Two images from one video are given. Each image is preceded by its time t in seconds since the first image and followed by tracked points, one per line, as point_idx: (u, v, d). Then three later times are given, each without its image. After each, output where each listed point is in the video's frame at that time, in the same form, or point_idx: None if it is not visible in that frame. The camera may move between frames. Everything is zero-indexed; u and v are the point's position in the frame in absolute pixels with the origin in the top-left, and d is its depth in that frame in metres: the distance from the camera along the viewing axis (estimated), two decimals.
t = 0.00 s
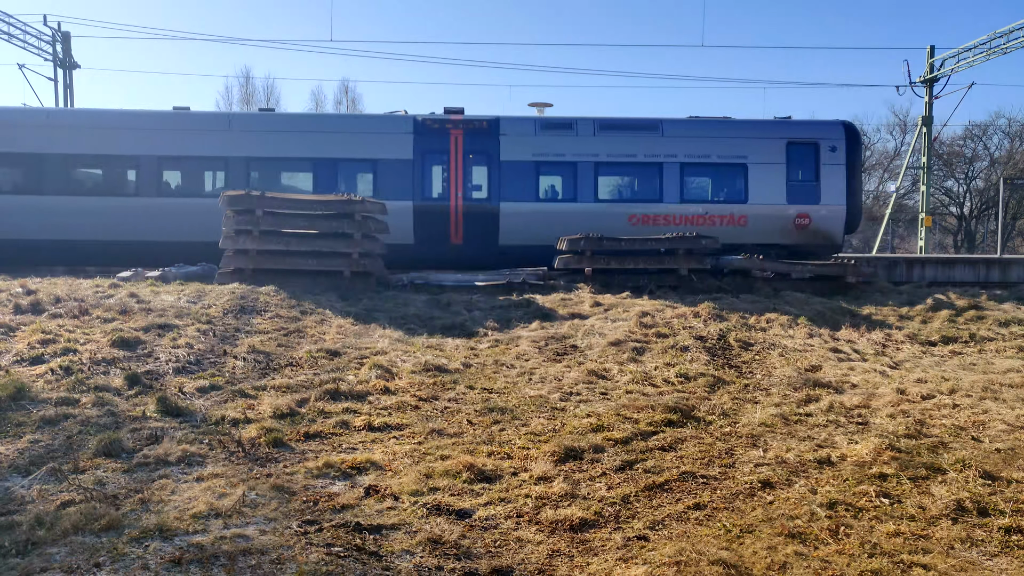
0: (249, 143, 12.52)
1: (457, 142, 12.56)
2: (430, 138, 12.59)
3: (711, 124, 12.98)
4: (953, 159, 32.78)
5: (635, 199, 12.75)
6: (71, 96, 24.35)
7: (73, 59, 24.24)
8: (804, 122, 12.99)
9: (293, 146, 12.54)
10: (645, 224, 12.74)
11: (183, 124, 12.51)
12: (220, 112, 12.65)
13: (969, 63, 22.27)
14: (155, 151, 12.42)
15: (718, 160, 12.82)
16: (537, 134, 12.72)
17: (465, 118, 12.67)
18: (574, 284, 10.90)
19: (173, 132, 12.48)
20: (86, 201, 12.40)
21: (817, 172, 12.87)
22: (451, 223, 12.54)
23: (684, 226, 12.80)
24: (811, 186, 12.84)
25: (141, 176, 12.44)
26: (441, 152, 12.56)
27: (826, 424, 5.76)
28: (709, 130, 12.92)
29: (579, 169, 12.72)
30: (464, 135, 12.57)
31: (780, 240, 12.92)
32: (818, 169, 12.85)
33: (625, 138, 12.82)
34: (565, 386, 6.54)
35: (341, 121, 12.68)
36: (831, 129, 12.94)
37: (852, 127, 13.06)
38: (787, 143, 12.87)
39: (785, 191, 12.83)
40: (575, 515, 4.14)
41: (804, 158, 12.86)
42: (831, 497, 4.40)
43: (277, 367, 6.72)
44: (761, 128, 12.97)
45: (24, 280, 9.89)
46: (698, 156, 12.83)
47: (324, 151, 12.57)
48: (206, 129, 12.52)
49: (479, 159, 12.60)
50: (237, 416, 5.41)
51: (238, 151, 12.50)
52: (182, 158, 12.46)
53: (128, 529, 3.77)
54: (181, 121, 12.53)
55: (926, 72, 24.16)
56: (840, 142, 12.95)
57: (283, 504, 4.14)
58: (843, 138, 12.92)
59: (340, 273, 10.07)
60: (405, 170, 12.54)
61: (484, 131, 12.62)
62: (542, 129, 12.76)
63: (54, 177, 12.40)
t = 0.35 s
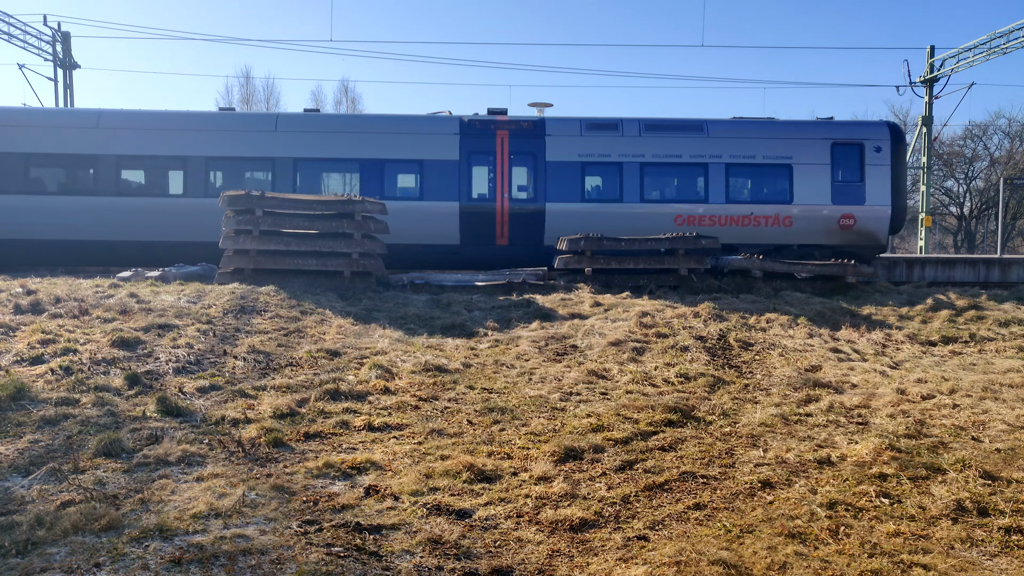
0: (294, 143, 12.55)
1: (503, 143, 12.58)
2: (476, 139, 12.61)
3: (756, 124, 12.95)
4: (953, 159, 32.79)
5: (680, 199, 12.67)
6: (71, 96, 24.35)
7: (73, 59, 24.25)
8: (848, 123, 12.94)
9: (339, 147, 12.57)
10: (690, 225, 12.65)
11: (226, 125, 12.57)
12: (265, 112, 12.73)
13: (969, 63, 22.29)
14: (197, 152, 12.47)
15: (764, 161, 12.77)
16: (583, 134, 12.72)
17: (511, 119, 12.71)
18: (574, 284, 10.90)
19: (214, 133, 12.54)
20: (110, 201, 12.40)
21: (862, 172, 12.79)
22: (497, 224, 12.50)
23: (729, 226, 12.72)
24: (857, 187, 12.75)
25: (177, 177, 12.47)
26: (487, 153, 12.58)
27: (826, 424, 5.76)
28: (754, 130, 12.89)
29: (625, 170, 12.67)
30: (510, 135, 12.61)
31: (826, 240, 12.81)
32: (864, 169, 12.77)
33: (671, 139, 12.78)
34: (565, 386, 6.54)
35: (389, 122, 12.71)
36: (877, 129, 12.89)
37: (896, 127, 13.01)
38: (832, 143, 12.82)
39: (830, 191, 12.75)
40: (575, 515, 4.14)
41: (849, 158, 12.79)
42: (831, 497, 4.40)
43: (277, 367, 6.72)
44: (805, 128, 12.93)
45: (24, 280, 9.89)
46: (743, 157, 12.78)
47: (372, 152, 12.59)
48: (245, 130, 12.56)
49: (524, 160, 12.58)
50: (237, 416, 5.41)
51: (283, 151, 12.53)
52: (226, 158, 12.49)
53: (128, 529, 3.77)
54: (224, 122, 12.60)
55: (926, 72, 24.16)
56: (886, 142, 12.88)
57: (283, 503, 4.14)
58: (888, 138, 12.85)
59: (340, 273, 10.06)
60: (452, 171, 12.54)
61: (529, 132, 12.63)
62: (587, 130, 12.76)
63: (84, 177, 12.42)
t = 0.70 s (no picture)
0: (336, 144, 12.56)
1: (543, 143, 12.59)
2: (516, 140, 12.63)
3: (795, 124, 12.94)
4: (953, 159, 32.86)
5: (719, 200, 12.66)
6: (71, 96, 24.36)
7: (73, 59, 24.25)
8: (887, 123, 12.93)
9: (380, 147, 12.56)
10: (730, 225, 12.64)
11: (267, 126, 12.58)
12: (306, 112, 12.74)
13: (969, 64, 22.33)
14: (240, 153, 12.50)
15: (803, 161, 12.75)
16: (623, 135, 12.71)
17: (550, 120, 12.72)
18: (574, 284, 10.90)
19: (254, 134, 12.55)
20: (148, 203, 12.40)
21: (901, 172, 12.76)
22: (537, 224, 12.50)
23: (769, 226, 12.69)
24: (896, 187, 12.73)
25: (217, 177, 12.50)
26: (528, 153, 12.58)
27: (826, 424, 5.76)
28: (793, 130, 12.87)
29: (665, 170, 12.66)
30: (549, 136, 12.62)
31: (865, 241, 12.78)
32: (903, 169, 12.75)
33: (711, 139, 12.77)
34: (565, 385, 6.54)
35: (429, 123, 12.70)
36: (916, 130, 12.88)
37: (935, 128, 13.01)
38: (871, 143, 12.80)
39: (870, 191, 12.73)
40: (575, 515, 4.14)
41: (888, 158, 12.77)
42: (831, 497, 4.40)
43: (277, 367, 6.72)
44: (844, 129, 12.92)
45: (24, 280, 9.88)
46: (783, 157, 12.77)
47: (414, 152, 12.57)
48: (272, 130, 12.56)
49: (564, 160, 12.57)
50: (237, 416, 5.41)
51: (325, 152, 12.54)
52: (268, 159, 12.51)
53: (128, 529, 3.77)
54: (266, 122, 12.61)
55: (926, 72, 24.17)
56: (925, 143, 12.87)
57: (283, 503, 4.14)
58: (927, 139, 12.85)
59: (340, 273, 10.06)
60: (493, 171, 12.54)
61: (569, 133, 12.64)
62: (627, 130, 12.76)
63: (122, 179, 12.43)
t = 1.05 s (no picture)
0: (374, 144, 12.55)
1: (581, 143, 12.59)
2: (553, 140, 12.63)
3: (830, 125, 12.91)
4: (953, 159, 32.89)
5: (755, 201, 12.65)
6: (71, 97, 24.35)
7: (73, 59, 24.24)
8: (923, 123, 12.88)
9: (416, 147, 12.54)
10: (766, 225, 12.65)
11: (306, 126, 12.58)
12: (337, 113, 12.74)
13: (969, 63, 22.34)
14: (278, 153, 12.50)
15: (838, 162, 12.73)
16: (660, 135, 12.69)
17: (587, 121, 12.71)
18: (574, 284, 10.89)
19: (291, 133, 12.54)
20: (161, 202, 12.39)
21: (937, 173, 12.71)
22: (574, 224, 12.52)
23: (804, 227, 12.69)
24: (932, 187, 12.67)
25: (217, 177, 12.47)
26: (565, 154, 12.58)
27: (826, 424, 5.76)
28: (829, 131, 12.84)
29: (702, 170, 12.64)
30: (587, 136, 12.61)
31: (900, 241, 12.75)
32: (940, 169, 12.70)
33: (748, 140, 12.75)
34: (565, 385, 6.54)
35: (467, 124, 12.70)
36: (952, 130, 12.82)
37: (972, 129, 12.93)
38: (908, 144, 12.75)
39: (905, 192, 12.69)
40: (575, 515, 4.14)
41: (924, 159, 12.72)
42: (831, 497, 4.40)
43: (277, 367, 6.72)
44: (880, 129, 12.88)
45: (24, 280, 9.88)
46: (818, 158, 12.74)
47: (451, 153, 12.55)
48: (276, 130, 12.55)
49: (601, 161, 12.56)
50: (237, 416, 5.41)
51: (363, 153, 12.53)
52: (306, 159, 12.49)
53: (128, 529, 3.77)
54: (304, 122, 12.61)
55: (926, 72, 24.18)
56: (962, 143, 12.80)
57: (283, 503, 4.14)
58: (964, 140, 12.77)
59: (340, 273, 10.06)
60: (530, 172, 12.54)
61: (606, 133, 12.63)
62: (664, 131, 12.73)
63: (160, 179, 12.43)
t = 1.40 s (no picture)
0: (407, 144, 12.53)
1: (613, 144, 12.55)
2: (587, 141, 12.60)
3: (862, 125, 12.84)
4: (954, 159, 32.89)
5: (788, 201, 12.60)
6: (72, 97, 24.36)
7: (73, 60, 24.24)
8: (957, 123, 12.76)
9: (441, 147, 12.52)
10: (798, 225, 12.59)
11: (338, 127, 12.56)
12: (345, 114, 12.72)
13: (970, 63, 22.33)
14: (312, 153, 12.48)
15: (871, 162, 12.65)
16: (692, 136, 12.64)
17: (620, 121, 12.68)
18: (574, 284, 10.89)
19: (305, 134, 12.52)
20: (161, 203, 12.39)
21: (971, 173, 12.62)
22: (608, 224, 12.51)
23: (837, 227, 12.63)
24: (966, 188, 12.59)
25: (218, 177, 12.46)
26: (597, 154, 12.55)
27: (826, 424, 5.77)
28: (861, 131, 12.77)
29: (735, 171, 12.59)
30: (620, 136, 12.58)
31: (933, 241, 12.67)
32: (973, 169, 12.61)
33: (781, 140, 12.68)
34: (565, 385, 6.54)
35: (498, 125, 12.70)
36: (987, 130, 12.71)
37: (1006, 129, 12.82)
38: (941, 144, 12.65)
39: (938, 192, 12.60)
40: (575, 515, 4.14)
41: (958, 159, 12.63)
42: (831, 497, 4.40)
43: (277, 367, 6.72)
44: (913, 129, 12.76)
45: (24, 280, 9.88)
46: (851, 159, 12.68)
47: (485, 153, 12.54)
48: (279, 129, 12.52)
49: (633, 161, 12.52)
50: (237, 416, 5.41)
51: (396, 153, 12.50)
52: (340, 159, 12.49)
53: (128, 529, 3.77)
54: (335, 123, 12.59)
55: (926, 72, 24.18)
56: (996, 143, 12.69)
57: (284, 503, 4.14)
58: (997, 140, 12.66)
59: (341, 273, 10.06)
60: (564, 173, 12.52)
61: (639, 133, 12.59)
62: (697, 132, 12.69)
63: (182, 179, 12.43)
